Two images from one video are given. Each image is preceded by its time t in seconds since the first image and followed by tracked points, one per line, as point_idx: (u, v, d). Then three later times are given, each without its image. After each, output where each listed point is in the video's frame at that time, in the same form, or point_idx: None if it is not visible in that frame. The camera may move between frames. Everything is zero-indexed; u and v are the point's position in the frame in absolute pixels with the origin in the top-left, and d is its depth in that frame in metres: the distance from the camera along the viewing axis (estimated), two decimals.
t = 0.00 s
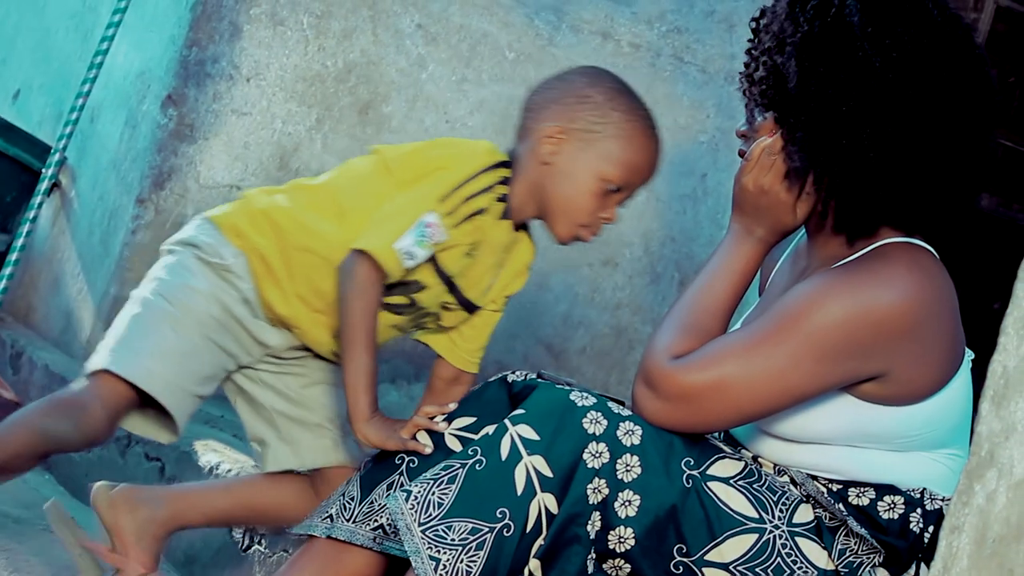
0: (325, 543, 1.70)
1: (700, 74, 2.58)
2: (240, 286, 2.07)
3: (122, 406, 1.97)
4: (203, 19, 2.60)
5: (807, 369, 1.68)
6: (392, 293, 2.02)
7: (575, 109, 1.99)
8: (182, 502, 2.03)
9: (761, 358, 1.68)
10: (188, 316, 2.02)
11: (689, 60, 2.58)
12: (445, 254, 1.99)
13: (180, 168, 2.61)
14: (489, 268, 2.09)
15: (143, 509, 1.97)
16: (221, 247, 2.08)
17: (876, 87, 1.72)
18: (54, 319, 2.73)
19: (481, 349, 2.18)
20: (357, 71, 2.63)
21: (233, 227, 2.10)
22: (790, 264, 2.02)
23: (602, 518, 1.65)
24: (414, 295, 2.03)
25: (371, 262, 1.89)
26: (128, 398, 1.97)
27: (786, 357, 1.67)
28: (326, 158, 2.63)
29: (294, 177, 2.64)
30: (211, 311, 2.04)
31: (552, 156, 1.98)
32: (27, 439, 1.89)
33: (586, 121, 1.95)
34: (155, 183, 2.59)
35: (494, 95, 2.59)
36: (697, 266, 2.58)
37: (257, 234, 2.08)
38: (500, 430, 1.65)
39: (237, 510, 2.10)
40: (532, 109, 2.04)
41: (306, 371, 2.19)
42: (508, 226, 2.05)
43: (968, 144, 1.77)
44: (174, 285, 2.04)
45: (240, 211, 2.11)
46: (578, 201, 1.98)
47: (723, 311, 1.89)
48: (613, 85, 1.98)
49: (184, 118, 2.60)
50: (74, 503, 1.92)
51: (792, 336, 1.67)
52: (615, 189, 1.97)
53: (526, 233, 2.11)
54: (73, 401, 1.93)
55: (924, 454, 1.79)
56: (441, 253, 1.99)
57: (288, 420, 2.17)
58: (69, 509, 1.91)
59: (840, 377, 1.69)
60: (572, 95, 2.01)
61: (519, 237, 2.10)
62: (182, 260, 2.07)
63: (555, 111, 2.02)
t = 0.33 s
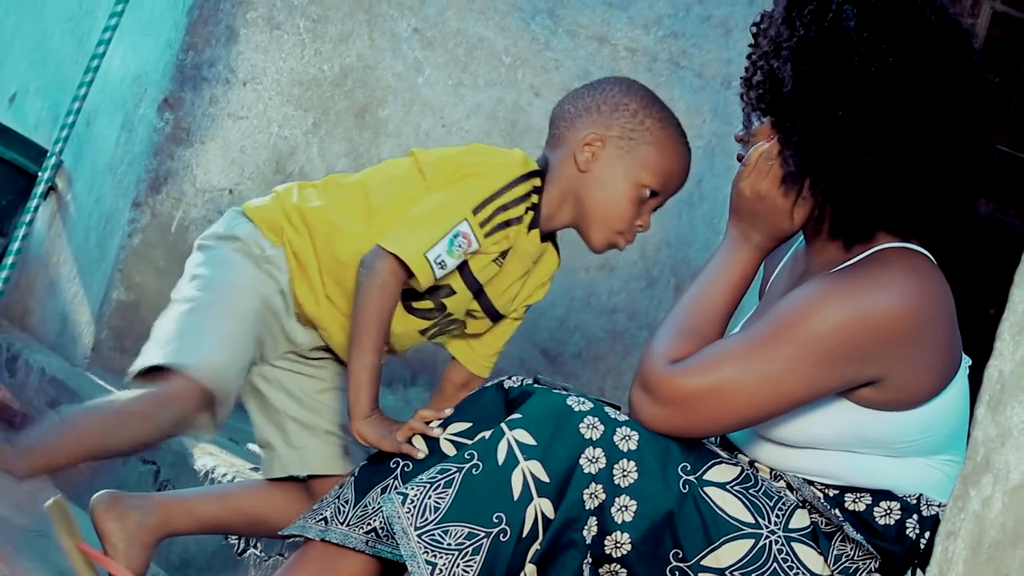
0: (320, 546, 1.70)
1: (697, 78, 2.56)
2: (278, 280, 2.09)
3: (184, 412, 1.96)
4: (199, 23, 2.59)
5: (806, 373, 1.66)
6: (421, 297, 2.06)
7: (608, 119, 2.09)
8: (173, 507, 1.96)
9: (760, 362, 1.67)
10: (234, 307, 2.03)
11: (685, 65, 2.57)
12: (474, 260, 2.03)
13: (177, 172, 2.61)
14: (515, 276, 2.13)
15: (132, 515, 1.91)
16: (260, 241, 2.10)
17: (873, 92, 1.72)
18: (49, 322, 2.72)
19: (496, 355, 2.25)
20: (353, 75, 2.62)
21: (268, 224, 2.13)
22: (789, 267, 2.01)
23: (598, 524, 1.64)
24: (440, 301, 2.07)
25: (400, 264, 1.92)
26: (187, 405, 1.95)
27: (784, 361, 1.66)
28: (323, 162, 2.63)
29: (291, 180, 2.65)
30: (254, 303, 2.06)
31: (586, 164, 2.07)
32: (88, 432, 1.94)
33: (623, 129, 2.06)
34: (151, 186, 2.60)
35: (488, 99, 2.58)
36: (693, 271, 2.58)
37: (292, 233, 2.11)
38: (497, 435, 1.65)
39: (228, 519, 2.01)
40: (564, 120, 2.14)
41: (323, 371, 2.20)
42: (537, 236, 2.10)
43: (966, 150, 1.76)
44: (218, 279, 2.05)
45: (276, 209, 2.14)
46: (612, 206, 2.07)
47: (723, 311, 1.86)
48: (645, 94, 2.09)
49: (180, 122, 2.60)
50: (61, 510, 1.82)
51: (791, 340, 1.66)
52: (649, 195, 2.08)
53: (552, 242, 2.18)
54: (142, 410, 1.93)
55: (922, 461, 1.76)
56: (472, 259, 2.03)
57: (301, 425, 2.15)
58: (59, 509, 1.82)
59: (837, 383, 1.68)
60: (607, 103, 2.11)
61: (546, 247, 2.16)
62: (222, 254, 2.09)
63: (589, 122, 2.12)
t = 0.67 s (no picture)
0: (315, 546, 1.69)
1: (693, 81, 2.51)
2: (301, 279, 2.09)
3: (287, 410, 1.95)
4: (196, 26, 2.56)
5: (802, 377, 1.64)
6: (429, 284, 2.12)
7: (611, 91, 2.13)
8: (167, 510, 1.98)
9: (756, 366, 1.65)
10: (270, 302, 2.03)
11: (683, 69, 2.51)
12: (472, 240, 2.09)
13: (173, 175, 2.57)
14: (523, 248, 2.19)
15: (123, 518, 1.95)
16: (278, 244, 2.11)
17: (868, 95, 1.70)
18: (46, 325, 2.71)
19: (518, 334, 2.28)
20: (349, 79, 2.62)
21: (276, 230, 2.14)
22: (789, 271, 1.98)
23: (593, 527, 1.60)
24: (447, 285, 2.13)
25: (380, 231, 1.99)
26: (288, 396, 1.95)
27: (781, 364, 1.64)
28: (319, 166, 2.62)
29: (287, 183, 2.63)
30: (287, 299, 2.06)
31: (586, 140, 2.12)
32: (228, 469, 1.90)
33: (625, 102, 2.10)
34: (147, 190, 2.54)
35: (484, 103, 2.54)
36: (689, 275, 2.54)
37: (301, 235, 2.13)
38: (492, 438, 1.63)
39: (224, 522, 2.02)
40: (568, 95, 2.19)
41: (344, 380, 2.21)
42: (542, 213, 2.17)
43: (965, 154, 1.74)
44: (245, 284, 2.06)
45: (282, 212, 2.17)
46: (612, 173, 2.11)
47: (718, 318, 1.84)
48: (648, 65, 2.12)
49: (176, 126, 2.55)
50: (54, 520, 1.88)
51: (787, 343, 1.64)
52: (652, 166, 2.11)
53: (560, 212, 2.24)
54: (255, 420, 1.93)
55: (919, 466, 1.74)
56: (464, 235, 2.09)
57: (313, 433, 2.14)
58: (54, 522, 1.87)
59: (834, 387, 1.66)
60: (609, 76, 2.15)
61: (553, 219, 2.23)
62: (247, 261, 2.10)
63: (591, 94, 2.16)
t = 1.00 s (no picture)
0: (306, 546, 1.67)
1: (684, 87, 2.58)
2: (338, 301, 2.04)
3: (299, 454, 1.91)
4: (191, 29, 2.55)
5: (794, 381, 1.64)
6: (477, 265, 2.14)
7: (620, 43, 2.12)
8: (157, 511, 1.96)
9: (747, 370, 1.65)
10: (310, 335, 1.96)
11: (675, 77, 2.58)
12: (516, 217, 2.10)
13: (168, 179, 2.54)
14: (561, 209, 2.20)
15: (117, 520, 1.93)
16: (311, 265, 2.03)
17: (861, 100, 1.69)
18: (41, 329, 2.69)
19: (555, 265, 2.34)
20: (344, 82, 2.55)
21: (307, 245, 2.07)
22: (779, 276, 1.98)
23: (586, 529, 1.58)
24: (496, 261, 2.16)
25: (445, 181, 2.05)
26: (302, 442, 1.91)
27: (774, 367, 1.64)
28: (314, 169, 2.54)
29: (282, 188, 2.55)
30: (327, 329, 2.00)
31: (597, 92, 2.12)
32: (236, 496, 1.82)
33: (637, 53, 2.10)
34: (143, 194, 2.52)
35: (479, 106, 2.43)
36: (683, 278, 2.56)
37: (335, 249, 2.07)
38: (484, 442, 1.61)
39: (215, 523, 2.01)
40: (575, 48, 2.17)
41: (365, 391, 2.19)
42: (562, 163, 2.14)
43: (956, 157, 1.73)
44: (280, 313, 1.97)
45: (309, 223, 2.10)
46: (627, 119, 2.13)
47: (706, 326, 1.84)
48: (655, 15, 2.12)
49: (171, 129, 2.52)
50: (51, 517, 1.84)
51: (780, 346, 1.64)
52: (664, 113, 2.14)
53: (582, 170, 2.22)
54: (271, 458, 1.87)
55: (914, 469, 1.73)
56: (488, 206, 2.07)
57: (329, 440, 2.12)
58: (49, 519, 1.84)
59: (827, 389, 1.66)
60: (617, 27, 2.14)
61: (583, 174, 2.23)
62: (279, 287, 2.01)
63: (601, 46, 2.14)
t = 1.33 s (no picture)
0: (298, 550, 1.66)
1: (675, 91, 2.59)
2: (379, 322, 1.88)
3: (319, 482, 1.78)
4: (183, 33, 2.39)
5: (782, 382, 1.60)
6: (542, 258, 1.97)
7: (645, 30, 1.96)
8: (148, 512, 1.89)
9: (735, 373, 1.61)
10: (352, 360, 1.82)
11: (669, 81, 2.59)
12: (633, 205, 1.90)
13: (161, 183, 2.42)
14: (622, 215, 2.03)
15: (105, 518, 1.84)
16: (358, 281, 1.87)
17: (858, 102, 1.59)
18: (34, 332, 2.64)
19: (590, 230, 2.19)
20: (337, 87, 2.49)
21: (353, 256, 1.90)
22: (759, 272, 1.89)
23: (576, 533, 1.57)
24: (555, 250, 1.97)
25: (622, 186, 1.88)
26: (325, 470, 1.78)
27: (764, 370, 1.60)
28: (308, 172, 2.49)
29: (274, 191, 2.49)
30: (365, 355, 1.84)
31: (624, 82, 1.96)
32: (255, 516, 1.70)
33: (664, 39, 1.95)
34: (134, 197, 2.40)
35: (473, 111, 2.49)
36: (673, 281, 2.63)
37: (387, 265, 1.90)
38: (474, 447, 1.61)
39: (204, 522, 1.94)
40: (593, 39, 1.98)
41: (382, 403, 1.94)
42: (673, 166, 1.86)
43: (959, 166, 1.62)
44: (325, 333, 1.81)
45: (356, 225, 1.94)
46: (661, 107, 1.98)
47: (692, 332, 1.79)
48: None
49: (165, 134, 2.40)
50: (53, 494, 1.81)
51: (769, 348, 1.60)
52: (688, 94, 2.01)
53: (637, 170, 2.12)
54: (293, 481, 1.75)
55: (898, 469, 1.68)
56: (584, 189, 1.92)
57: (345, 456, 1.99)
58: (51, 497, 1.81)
59: (816, 391, 1.61)
60: (635, 10, 1.97)
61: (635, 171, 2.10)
62: (323, 303, 1.84)
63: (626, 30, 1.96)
